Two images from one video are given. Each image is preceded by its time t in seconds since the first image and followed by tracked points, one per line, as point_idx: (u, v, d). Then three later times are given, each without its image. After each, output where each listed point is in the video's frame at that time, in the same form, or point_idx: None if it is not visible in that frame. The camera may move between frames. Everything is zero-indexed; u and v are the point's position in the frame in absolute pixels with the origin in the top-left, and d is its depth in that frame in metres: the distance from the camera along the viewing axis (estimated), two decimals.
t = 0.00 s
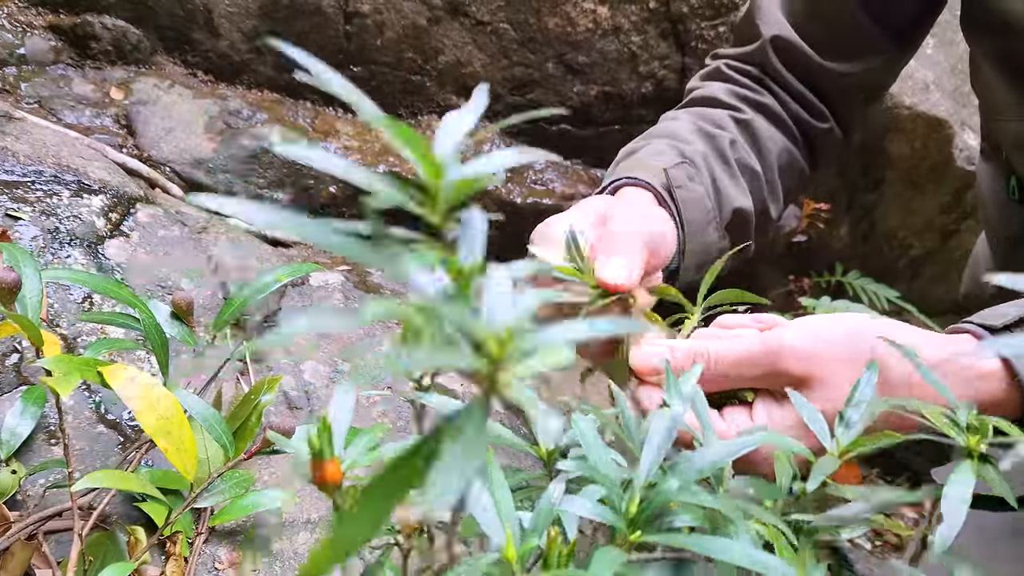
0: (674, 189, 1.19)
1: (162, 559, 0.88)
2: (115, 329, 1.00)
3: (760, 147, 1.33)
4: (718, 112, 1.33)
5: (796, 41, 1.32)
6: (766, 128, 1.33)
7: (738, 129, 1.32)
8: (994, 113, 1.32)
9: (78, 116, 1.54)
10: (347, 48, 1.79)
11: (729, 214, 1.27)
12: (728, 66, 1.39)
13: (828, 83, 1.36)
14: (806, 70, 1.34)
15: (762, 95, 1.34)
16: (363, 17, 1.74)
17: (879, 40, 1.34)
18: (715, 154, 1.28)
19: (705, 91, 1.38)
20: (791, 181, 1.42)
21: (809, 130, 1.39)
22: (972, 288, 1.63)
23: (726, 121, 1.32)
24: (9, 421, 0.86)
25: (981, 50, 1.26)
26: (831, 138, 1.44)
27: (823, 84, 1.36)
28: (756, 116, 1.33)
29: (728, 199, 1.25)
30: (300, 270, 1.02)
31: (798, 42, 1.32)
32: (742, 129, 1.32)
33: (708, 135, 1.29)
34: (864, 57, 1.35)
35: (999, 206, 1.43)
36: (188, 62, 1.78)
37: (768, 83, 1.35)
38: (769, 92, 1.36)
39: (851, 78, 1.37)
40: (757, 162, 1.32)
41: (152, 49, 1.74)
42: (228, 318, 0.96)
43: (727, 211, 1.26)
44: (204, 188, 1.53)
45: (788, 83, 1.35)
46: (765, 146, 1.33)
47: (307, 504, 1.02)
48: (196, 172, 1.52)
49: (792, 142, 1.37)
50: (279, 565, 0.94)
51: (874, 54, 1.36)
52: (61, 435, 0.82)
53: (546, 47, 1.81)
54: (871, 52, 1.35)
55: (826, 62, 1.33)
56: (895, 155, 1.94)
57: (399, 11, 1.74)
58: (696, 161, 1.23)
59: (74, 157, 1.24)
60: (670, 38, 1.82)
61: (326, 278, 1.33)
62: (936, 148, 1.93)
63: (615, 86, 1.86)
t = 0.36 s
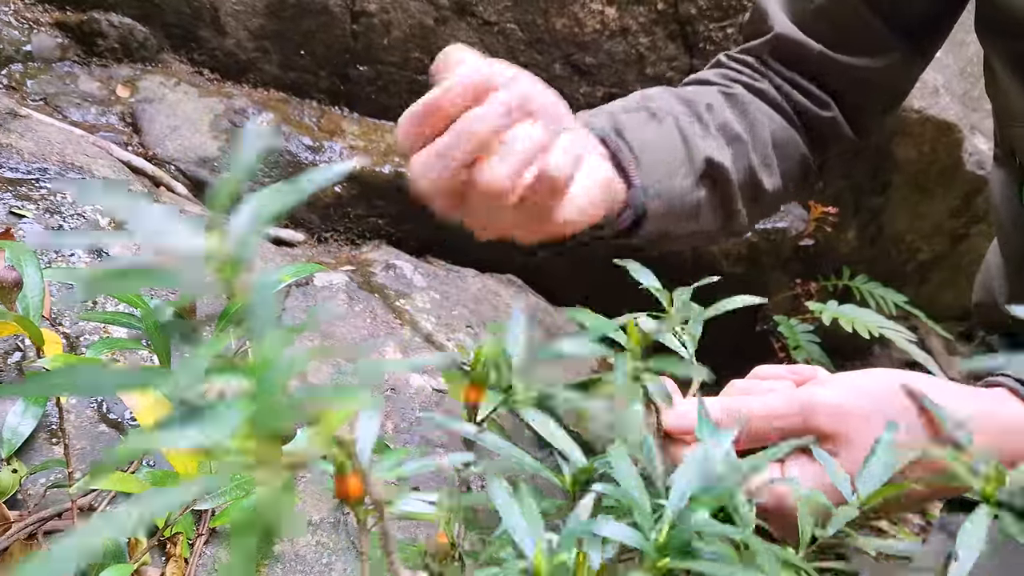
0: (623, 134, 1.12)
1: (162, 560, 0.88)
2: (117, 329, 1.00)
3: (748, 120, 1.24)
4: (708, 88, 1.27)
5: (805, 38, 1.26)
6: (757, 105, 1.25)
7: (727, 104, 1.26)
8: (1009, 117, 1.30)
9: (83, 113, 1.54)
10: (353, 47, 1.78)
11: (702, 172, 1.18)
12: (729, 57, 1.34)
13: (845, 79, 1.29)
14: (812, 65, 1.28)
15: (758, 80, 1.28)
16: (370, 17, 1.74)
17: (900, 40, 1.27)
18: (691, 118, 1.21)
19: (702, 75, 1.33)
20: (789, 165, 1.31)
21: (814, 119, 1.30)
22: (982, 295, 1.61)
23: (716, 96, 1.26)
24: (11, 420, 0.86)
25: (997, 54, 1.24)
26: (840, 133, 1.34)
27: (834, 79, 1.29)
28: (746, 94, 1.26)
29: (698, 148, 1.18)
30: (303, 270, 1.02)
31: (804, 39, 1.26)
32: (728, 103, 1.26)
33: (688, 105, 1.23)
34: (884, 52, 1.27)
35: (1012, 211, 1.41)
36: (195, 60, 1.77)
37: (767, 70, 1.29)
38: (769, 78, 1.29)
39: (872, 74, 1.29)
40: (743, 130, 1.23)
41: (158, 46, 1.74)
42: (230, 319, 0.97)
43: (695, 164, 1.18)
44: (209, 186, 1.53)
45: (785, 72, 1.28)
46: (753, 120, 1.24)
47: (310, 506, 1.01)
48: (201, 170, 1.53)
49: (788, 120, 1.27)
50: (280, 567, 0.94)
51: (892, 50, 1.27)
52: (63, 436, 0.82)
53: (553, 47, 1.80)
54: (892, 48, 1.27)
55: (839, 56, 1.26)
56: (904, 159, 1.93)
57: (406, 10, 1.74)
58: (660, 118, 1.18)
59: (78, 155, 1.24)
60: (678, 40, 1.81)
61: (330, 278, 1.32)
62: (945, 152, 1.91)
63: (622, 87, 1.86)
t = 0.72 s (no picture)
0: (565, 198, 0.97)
1: (169, 553, 0.88)
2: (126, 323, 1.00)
3: (705, 155, 1.11)
4: (663, 109, 1.11)
5: (795, 23, 1.15)
6: (717, 135, 1.12)
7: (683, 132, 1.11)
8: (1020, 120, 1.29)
9: (95, 108, 1.55)
10: (363, 44, 1.78)
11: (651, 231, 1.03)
12: (698, 58, 1.19)
13: (836, 70, 1.19)
14: (799, 56, 1.18)
15: (725, 92, 1.15)
16: (380, 13, 1.74)
17: (898, 29, 1.21)
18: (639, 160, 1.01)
19: (661, 82, 1.18)
20: (740, 188, 1.21)
21: (789, 127, 1.19)
22: (991, 298, 1.61)
23: (671, 122, 1.10)
24: (21, 412, 0.87)
25: (1009, 57, 1.23)
26: (816, 137, 1.24)
27: (824, 70, 1.19)
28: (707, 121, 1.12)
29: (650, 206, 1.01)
30: (313, 266, 1.02)
31: (801, 28, 1.16)
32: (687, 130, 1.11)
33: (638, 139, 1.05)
34: (880, 41, 1.20)
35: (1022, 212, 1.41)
36: (205, 56, 1.78)
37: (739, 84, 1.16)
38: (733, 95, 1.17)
39: (867, 64, 1.20)
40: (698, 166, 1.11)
41: (169, 42, 1.74)
42: (240, 313, 0.97)
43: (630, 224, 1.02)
44: (219, 181, 1.54)
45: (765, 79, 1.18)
46: (711, 150, 1.12)
47: (317, 501, 1.01)
48: (211, 166, 1.54)
49: (749, 140, 1.17)
50: (287, 562, 0.94)
51: (886, 39, 1.20)
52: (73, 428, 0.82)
53: (563, 45, 1.80)
54: (889, 36, 1.21)
55: (836, 47, 1.17)
56: (913, 160, 1.92)
57: (416, 7, 1.74)
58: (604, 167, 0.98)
59: (90, 149, 1.25)
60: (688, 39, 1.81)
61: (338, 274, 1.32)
62: (955, 154, 1.91)
63: (631, 86, 1.86)
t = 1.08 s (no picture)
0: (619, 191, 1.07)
1: (175, 546, 0.88)
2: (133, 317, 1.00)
3: (735, 148, 1.19)
4: (697, 102, 1.19)
5: (806, 19, 1.17)
6: (747, 128, 1.19)
7: (716, 125, 1.19)
8: None
9: (103, 103, 1.56)
10: (371, 41, 1.78)
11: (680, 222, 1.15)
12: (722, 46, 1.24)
13: (840, 68, 1.21)
14: (810, 54, 1.20)
15: (749, 88, 1.20)
16: (387, 11, 1.74)
17: (902, 28, 1.21)
18: (680, 153, 1.14)
19: (690, 74, 1.24)
20: (763, 183, 1.28)
21: (799, 128, 1.23)
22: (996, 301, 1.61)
23: (704, 115, 1.18)
24: (28, 405, 0.87)
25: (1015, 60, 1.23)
26: (824, 135, 1.27)
27: (830, 68, 1.21)
28: (739, 113, 1.19)
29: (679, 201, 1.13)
30: (320, 262, 1.02)
31: (812, 26, 1.17)
32: (718, 125, 1.18)
33: (678, 132, 1.15)
34: (883, 41, 1.20)
35: None
36: (213, 52, 1.79)
37: (764, 77, 1.21)
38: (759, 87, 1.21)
39: (871, 63, 1.21)
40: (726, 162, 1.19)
41: (177, 38, 1.75)
42: (247, 308, 0.98)
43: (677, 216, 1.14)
44: (226, 177, 1.54)
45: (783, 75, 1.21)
46: (740, 145, 1.19)
47: (322, 495, 1.01)
48: (219, 162, 1.54)
49: (773, 136, 1.23)
50: (292, 556, 0.94)
51: (890, 38, 1.20)
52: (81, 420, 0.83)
53: (570, 44, 1.80)
54: (893, 36, 1.20)
55: (839, 46, 1.18)
56: (919, 162, 1.92)
57: (424, 5, 1.74)
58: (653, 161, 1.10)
59: (98, 143, 1.25)
60: (696, 38, 1.81)
61: (344, 271, 1.32)
62: (962, 156, 1.89)
63: (638, 85, 1.86)
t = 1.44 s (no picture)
0: (648, 188, 1.08)
1: (182, 537, 0.88)
2: (141, 309, 1.01)
3: (758, 145, 1.21)
4: (718, 101, 1.20)
5: (820, 18, 1.19)
6: (768, 125, 1.21)
7: (737, 122, 1.20)
8: None
9: (111, 98, 1.57)
10: (378, 38, 1.79)
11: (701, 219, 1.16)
12: (742, 45, 1.26)
13: (853, 68, 1.22)
14: (823, 54, 1.21)
15: (769, 86, 1.22)
16: (395, 8, 1.75)
17: (914, 27, 1.21)
18: (704, 151, 1.15)
19: (710, 73, 1.25)
20: (783, 179, 1.30)
21: (815, 126, 1.25)
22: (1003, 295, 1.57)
23: (727, 113, 1.19)
24: (37, 396, 0.88)
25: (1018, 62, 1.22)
26: (839, 134, 1.29)
27: (843, 67, 1.22)
28: (759, 111, 1.21)
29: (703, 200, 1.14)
30: (327, 257, 1.03)
31: (826, 25, 1.19)
32: (741, 122, 1.20)
33: (703, 129, 1.16)
34: (894, 40, 1.20)
35: None
36: (221, 47, 1.79)
37: (782, 76, 1.22)
38: (779, 85, 1.23)
39: (883, 63, 1.22)
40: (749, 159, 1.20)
41: (186, 34, 1.76)
42: (254, 301, 0.98)
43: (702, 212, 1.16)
44: (233, 172, 1.55)
45: (802, 75, 1.22)
46: (762, 143, 1.21)
47: (327, 489, 1.02)
48: (226, 157, 1.55)
49: (794, 135, 1.25)
50: (297, 549, 0.94)
51: (902, 37, 1.20)
52: (89, 412, 0.83)
53: (577, 43, 1.81)
54: (904, 36, 1.21)
55: (853, 45, 1.19)
56: (925, 163, 1.92)
57: (432, 2, 1.74)
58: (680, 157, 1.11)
59: (107, 137, 1.26)
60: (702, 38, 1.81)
61: (351, 267, 1.33)
62: (967, 157, 1.89)
63: (645, 84, 1.86)
